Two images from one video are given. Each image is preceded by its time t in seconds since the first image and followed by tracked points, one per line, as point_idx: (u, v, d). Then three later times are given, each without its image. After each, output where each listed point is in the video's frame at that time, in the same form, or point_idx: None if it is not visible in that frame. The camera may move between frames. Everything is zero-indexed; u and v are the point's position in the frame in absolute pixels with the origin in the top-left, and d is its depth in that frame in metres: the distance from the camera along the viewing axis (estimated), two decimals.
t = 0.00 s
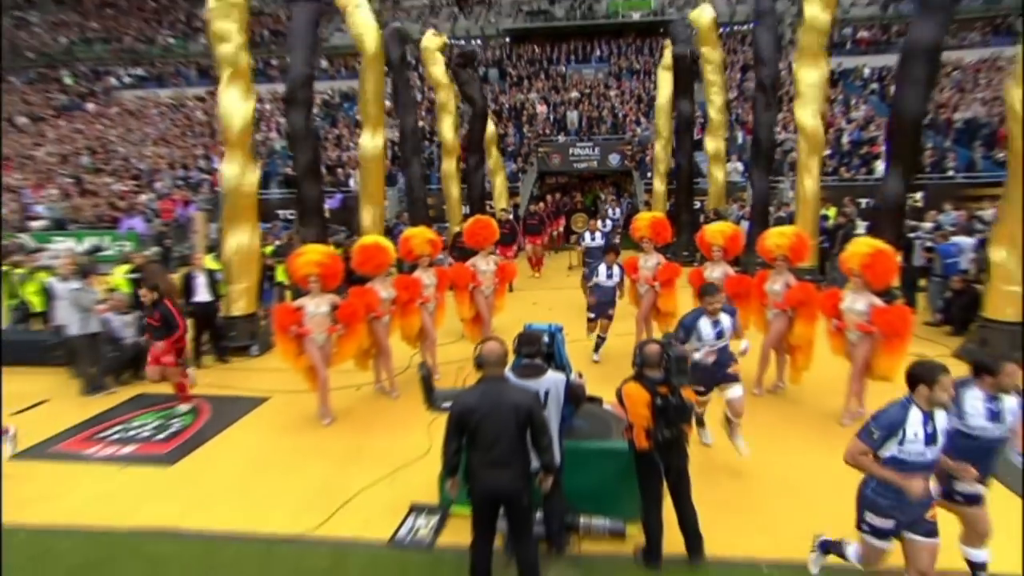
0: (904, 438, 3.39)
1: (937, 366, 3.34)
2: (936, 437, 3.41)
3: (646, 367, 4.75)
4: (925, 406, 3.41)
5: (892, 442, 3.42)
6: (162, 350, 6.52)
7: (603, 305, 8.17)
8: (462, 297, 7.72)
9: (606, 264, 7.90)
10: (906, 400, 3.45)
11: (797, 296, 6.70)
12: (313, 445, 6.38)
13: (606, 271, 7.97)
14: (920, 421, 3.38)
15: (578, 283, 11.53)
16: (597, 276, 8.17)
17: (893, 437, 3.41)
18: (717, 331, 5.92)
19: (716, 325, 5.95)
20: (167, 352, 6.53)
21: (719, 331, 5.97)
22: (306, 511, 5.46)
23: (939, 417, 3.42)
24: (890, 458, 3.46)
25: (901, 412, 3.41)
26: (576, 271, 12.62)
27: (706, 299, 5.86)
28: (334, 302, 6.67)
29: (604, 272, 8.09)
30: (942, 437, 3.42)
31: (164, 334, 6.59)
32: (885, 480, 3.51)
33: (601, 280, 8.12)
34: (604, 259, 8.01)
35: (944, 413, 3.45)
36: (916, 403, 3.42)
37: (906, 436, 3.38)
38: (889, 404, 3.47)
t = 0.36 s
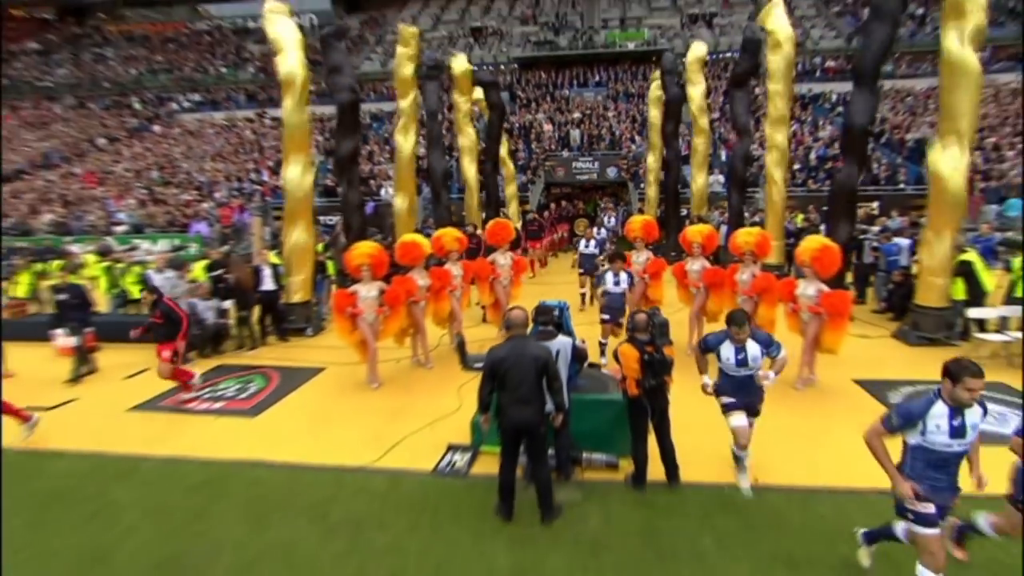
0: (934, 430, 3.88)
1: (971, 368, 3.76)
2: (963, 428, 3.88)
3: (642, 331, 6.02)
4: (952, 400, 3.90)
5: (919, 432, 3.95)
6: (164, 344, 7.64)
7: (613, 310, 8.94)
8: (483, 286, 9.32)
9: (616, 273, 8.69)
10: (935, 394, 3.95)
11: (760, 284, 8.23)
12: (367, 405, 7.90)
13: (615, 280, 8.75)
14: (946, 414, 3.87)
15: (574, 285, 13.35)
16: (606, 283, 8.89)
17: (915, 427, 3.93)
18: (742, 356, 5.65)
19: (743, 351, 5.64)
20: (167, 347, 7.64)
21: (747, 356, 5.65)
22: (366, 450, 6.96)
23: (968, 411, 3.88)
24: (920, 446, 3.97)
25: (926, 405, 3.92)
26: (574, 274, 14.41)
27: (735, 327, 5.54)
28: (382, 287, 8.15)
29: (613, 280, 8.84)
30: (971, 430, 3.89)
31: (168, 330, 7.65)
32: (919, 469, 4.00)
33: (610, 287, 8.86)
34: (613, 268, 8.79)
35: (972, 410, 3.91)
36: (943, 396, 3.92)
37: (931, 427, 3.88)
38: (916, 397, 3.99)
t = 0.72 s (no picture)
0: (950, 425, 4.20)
1: (988, 367, 4.06)
2: (974, 423, 4.21)
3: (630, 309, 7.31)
4: (972, 397, 4.17)
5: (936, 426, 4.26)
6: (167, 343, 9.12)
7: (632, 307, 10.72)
8: (497, 276, 12.39)
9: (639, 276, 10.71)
10: (958, 393, 4.23)
11: (731, 275, 10.31)
12: (406, 380, 9.83)
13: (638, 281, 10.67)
14: (966, 411, 4.16)
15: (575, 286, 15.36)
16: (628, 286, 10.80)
17: (939, 423, 4.24)
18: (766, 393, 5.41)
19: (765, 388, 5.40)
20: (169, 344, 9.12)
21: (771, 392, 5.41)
22: (406, 408, 8.75)
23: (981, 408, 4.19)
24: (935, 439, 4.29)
25: (950, 402, 4.21)
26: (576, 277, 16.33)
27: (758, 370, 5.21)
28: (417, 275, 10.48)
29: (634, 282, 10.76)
30: (981, 423, 4.23)
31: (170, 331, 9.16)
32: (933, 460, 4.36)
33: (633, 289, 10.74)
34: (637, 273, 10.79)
35: (987, 406, 4.20)
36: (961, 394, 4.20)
37: (954, 424, 4.19)
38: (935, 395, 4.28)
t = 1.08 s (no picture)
0: (959, 353, 5.57)
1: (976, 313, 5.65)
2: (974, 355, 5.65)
3: (621, 295, 8.50)
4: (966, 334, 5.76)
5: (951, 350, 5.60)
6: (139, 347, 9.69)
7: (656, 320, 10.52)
8: (507, 271, 13.77)
9: (665, 287, 10.44)
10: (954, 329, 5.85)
11: (716, 270, 11.64)
12: (427, 363, 11.18)
13: (664, 293, 10.48)
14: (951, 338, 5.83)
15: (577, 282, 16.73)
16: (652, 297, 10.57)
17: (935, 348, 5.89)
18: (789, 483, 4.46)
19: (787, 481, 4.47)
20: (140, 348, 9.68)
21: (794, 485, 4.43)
22: (427, 384, 10.03)
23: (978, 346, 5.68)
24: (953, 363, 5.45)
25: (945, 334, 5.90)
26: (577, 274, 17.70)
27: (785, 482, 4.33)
28: (434, 269, 12.15)
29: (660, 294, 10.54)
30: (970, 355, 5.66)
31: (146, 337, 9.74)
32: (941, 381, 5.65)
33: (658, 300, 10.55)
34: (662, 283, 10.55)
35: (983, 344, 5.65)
36: (964, 331, 5.68)
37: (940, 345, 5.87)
38: (944, 330, 5.77)
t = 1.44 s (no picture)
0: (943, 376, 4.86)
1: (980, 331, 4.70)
2: (965, 375, 4.87)
3: (619, 286, 9.59)
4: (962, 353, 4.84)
5: (924, 373, 4.99)
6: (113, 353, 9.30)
7: (693, 332, 9.36)
8: (514, 267, 15.02)
9: (708, 295, 9.18)
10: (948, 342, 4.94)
11: (707, 266, 12.80)
12: (442, 350, 12.26)
13: (705, 301, 9.26)
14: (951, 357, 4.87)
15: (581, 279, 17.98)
16: (689, 306, 9.38)
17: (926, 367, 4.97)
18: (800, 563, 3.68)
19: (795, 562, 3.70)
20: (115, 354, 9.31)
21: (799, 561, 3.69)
22: (443, 368, 11.12)
23: (973, 364, 4.85)
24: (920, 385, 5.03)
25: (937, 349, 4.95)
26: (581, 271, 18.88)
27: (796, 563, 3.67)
28: (449, 265, 13.28)
29: (699, 302, 9.33)
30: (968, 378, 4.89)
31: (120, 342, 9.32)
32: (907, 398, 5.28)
33: (696, 308, 9.38)
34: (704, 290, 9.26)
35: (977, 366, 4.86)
36: (955, 350, 4.88)
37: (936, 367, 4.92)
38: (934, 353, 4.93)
